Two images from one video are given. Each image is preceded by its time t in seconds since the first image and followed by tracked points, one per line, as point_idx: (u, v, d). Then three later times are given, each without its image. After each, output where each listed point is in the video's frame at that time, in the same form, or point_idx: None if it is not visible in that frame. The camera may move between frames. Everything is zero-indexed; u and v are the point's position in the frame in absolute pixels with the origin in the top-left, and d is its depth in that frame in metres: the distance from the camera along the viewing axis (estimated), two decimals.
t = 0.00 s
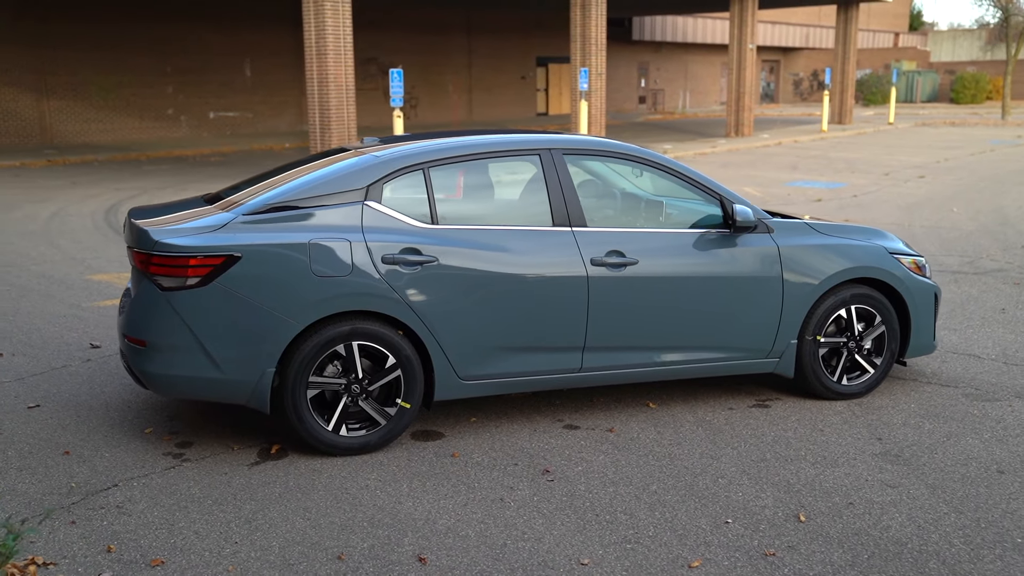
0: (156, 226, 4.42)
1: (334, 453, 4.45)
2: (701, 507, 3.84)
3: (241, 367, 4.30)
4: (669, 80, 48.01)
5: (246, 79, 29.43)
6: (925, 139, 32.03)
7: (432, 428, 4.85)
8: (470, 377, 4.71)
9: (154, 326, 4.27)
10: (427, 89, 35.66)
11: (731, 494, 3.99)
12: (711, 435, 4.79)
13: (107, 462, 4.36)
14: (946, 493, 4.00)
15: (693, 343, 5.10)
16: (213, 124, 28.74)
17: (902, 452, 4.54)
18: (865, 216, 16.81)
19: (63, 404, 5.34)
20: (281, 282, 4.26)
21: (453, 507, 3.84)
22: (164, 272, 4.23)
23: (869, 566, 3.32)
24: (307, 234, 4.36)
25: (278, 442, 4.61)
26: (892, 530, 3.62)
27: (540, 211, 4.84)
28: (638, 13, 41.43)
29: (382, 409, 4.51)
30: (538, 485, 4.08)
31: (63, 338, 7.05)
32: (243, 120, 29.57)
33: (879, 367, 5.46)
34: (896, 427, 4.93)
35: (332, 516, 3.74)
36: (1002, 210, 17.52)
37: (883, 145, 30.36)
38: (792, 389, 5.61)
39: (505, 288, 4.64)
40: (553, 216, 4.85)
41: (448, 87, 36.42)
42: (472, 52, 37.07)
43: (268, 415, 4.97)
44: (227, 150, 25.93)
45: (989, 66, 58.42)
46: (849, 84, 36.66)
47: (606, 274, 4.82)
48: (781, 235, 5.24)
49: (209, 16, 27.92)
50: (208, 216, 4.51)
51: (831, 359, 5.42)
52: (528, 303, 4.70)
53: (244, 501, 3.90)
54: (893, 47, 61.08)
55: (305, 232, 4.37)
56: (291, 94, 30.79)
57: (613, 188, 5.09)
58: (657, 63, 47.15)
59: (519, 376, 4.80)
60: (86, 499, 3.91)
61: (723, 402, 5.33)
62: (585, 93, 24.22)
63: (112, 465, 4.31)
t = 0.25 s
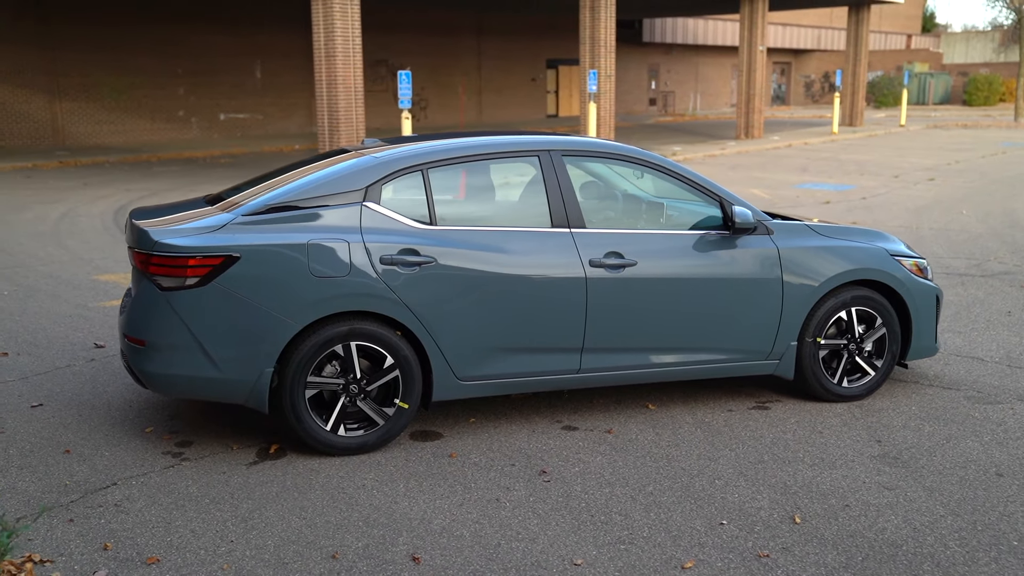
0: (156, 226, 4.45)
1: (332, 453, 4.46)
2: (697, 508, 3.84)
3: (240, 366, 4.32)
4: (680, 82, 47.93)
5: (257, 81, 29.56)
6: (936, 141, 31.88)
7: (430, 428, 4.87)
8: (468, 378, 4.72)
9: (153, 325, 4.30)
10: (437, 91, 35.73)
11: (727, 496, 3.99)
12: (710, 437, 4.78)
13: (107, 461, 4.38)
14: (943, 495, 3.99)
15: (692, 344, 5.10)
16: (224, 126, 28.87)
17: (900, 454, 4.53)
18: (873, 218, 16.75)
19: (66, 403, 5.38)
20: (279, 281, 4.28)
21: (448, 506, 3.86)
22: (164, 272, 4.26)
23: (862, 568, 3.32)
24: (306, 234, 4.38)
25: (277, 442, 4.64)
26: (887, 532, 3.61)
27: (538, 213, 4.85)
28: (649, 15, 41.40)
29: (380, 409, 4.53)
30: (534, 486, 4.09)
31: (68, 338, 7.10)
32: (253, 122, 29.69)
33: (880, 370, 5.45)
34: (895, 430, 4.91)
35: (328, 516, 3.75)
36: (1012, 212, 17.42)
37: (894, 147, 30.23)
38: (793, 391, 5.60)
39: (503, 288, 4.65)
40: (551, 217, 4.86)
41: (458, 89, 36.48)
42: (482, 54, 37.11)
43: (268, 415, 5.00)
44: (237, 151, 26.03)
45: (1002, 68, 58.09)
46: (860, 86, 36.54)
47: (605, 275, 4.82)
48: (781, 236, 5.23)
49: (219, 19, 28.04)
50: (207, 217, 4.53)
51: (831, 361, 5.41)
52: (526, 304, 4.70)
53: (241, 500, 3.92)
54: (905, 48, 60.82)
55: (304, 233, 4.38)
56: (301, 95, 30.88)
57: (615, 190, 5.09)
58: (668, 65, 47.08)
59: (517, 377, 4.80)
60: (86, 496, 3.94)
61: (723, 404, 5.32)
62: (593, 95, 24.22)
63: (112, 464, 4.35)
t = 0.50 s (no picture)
0: (157, 226, 4.48)
1: (331, 452, 4.48)
2: (693, 509, 3.84)
3: (238, 366, 4.34)
4: (690, 84, 47.85)
5: (268, 83, 29.68)
6: (948, 143, 31.71)
7: (430, 428, 4.88)
8: (467, 378, 4.73)
9: (153, 325, 4.33)
10: (447, 93, 35.78)
11: (724, 496, 3.98)
12: (709, 438, 4.78)
13: (107, 460, 4.41)
14: (941, 496, 3.97)
15: (691, 345, 5.09)
16: (234, 128, 28.99)
17: (900, 455, 4.52)
18: (882, 220, 16.67)
19: (69, 402, 5.41)
20: (278, 281, 4.30)
21: (444, 506, 3.87)
22: (163, 272, 4.29)
23: (857, 569, 3.31)
24: (304, 234, 4.40)
25: (276, 441, 4.66)
26: (883, 533, 3.60)
27: (537, 213, 4.86)
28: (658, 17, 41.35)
29: (379, 409, 4.55)
30: (531, 486, 4.10)
31: (74, 338, 7.15)
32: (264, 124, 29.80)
33: (882, 371, 5.44)
34: (896, 431, 4.90)
35: (324, 515, 3.77)
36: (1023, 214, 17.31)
37: (905, 149, 30.09)
38: (794, 392, 5.58)
39: (501, 288, 4.65)
40: (551, 217, 4.86)
41: (468, 92, 36.53)
42: (492, 56, 37.15)
43: (268, 415, 5.02)
44: (246, 154, 26.12)
45: (1015, 69, 57.74)
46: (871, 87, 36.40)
47: (603, 276, 4.82)
48: (781, 237, 5.22)
49: (230, 21, 28.14)
50: (207, 217, 4.56)
51: (832, 362, 5.40)
52: (524, 304, 4.71)
53: (239, 498, 3.94)
54: (918, 50, 60.53)
55: (302, 233, 4.40)
56: (311, 98, 30.99)
57: (614, 191, 5.09)
58: (679, 67, 47.00)
59: (516, 377, 4.81)
60: (85, 495, 3.97)
61: (724, 404, 5.32)
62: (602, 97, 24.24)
63: (112, 463, 4.37)
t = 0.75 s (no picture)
0: (157, 226, 4.50)
1: (327, 451, 4.50)
2: (688, 508, 3.83)
3: (236, 364, 4.36)
4: (700, 87, 47.79)
5: (278, 86, 29.78)
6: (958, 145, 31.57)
7: (428, 427, 4.89)
8: (464, 377, 4.74)
9: (151, 323, 4.35)
10: (456, 95, 35.83)
11: (719, 496, 3.98)
12: (707, 438, 4.77)
13: (106, 457, 4.44)
14: (938, 497, 3.96)
15: (690, 345, 5.09)
16: (243, 130, 29.10)
17: (898, 456, 4.50)
18: (890, 222, 16.60)
19: (71, 400, 5.44)
20: (276, 280, 4.32)
21: (440, 504, 3.88)
22: (162, 271, 4.31)
23: (851, 569, 3.30)
24: (302, 233, 4.41)
25: (274, 440, 4.67)
26: (879, 533, 3.59)
27: (536, 212, 4.86)
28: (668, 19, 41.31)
29: (376, 408, 4.56)
30: (527, 485, 4.10)
31: (78, 337, 7.19)
32: (274, 126, 29.90)
33: (882, 371, 5.42)
34: (895, 431, 4.88)
35: (320, 512, 3.78)
36: None
37: (915, 151, 29.98)
38: (794, 393, 5.57)
39: (499, 287, 4.66)
40: (549, 217, 4.87)
41: (478, 94, 36.57)
42: (501, 59, 37.18)
43: (267, 414, 5.03)
44: (255, 155, 26.20)
45: None
46: (881, 90, 36.26)
47: (601, 275, 4.82)
48: (781, 237, 5.21)
49: (240, 24, 28.25)
50: (205, 216, 4.57)
51: (832, 363, 5.38)
52: (521, 304, 4.71)
53: (235, 496, 3.96)
54: (930, 52, 60.28)
55: (300, 232, 4.42)
56: (320, 100, 31.08)
57: (614, 191, 5.08)
58: (689, 69, 46.94)
59: (513, 376, 4.82)
60: (82, 492, 3.99)
61: (723, 405, 5.31)
62: (610, 99, 24.22)
63: (110, 460, 4.39)
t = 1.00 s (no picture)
0: (155, 224, 4.52)
1: (323, 449, 4.51)
2: (682, 507, 3.83)
3: (232, 361, 4.38)
4: (708, 90, 47.75)
5: (286, 88, 29.86)
6: (968, 149, 31.45)
7: (424, 426, 4.89)
8: (460, 376, 4.74)
9: (148, 321, 4.37)
10: (464, 97, 35.86)
11: (713, 496, 3.97)
12: (703, 438, 4.77)
13: (103, 454, 4.46)
14: (934, 497, 3.95)
15: (687, 345, 5.08)
16: (251, 132, 29.20)
17: (895, 457, 4.48)
18: (897, 225, 16.55)
19: (71, 398, 5.47)
20: (272, 279, 4.34)
21: (433, 502, 3.88)
22: (158, 269, 4.32)
23: (843, 568, 3.29)
24: (298, 231, 4.42)
25: (271, 438, 4.68)
26: (872, 533, 3.58)
27: (533, 211, 4.86)
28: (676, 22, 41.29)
29: (372, 406, 4.57)
30: (520, 483, 4.10)
31: (80, 335, 7.22)
32: (282, 128, 29.98)
33: (881, 373, 5.40)
34: (892, 433, 4.87)
35: (313, 509, 3.79)
36: None
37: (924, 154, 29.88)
38: (792, 394, 5.56)
39: (495, 286, 4.66)
40: (546, 216, 4.87)
41: (486, 96, 36.61)
42: (509, 61, 37.21)
43: (264, 412, 5.05)
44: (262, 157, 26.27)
45: None
46: (890, 93, 36.15)
47: (597, 275, 4.82)
48: (779, 237, 5.20)
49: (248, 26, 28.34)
50: (202, 215, 4.59)
51: (831, 364, 5.37)
52: (517, 303, 4.71)
53: (229, 493, 3.97)
54: (940, 55, 60.11)
55: (296, 231, 4.43)
56: (328, 102, 31.15)
57: (612, 191, 5.08)
58: (697, 73, 46.91)
59: (510, 375, 4.82)
60: (78, 488, 4.01)
61: (720, 406, 5.30)
62: (616, 102, 24.21)
63: (107, 457, 4.41)
